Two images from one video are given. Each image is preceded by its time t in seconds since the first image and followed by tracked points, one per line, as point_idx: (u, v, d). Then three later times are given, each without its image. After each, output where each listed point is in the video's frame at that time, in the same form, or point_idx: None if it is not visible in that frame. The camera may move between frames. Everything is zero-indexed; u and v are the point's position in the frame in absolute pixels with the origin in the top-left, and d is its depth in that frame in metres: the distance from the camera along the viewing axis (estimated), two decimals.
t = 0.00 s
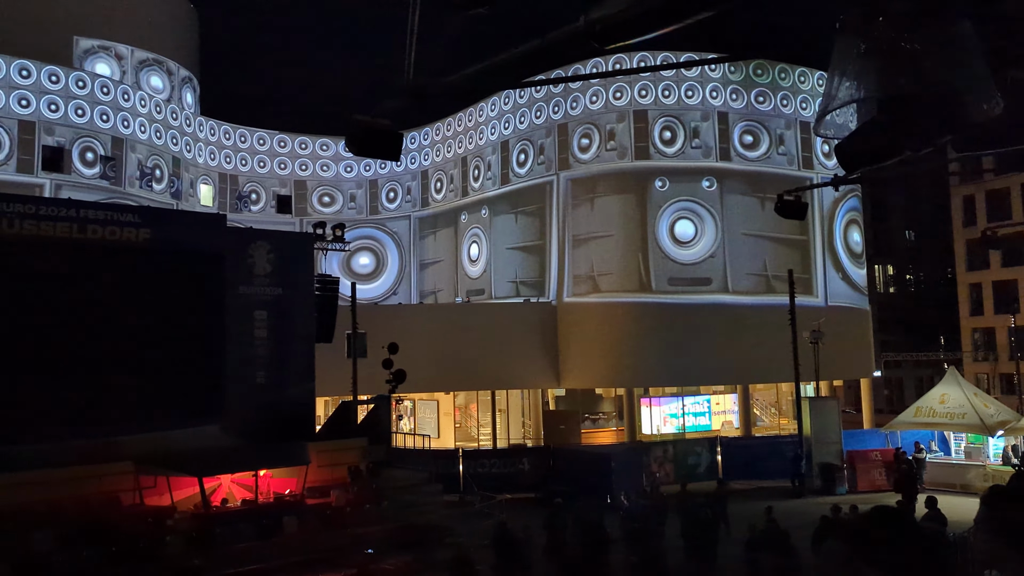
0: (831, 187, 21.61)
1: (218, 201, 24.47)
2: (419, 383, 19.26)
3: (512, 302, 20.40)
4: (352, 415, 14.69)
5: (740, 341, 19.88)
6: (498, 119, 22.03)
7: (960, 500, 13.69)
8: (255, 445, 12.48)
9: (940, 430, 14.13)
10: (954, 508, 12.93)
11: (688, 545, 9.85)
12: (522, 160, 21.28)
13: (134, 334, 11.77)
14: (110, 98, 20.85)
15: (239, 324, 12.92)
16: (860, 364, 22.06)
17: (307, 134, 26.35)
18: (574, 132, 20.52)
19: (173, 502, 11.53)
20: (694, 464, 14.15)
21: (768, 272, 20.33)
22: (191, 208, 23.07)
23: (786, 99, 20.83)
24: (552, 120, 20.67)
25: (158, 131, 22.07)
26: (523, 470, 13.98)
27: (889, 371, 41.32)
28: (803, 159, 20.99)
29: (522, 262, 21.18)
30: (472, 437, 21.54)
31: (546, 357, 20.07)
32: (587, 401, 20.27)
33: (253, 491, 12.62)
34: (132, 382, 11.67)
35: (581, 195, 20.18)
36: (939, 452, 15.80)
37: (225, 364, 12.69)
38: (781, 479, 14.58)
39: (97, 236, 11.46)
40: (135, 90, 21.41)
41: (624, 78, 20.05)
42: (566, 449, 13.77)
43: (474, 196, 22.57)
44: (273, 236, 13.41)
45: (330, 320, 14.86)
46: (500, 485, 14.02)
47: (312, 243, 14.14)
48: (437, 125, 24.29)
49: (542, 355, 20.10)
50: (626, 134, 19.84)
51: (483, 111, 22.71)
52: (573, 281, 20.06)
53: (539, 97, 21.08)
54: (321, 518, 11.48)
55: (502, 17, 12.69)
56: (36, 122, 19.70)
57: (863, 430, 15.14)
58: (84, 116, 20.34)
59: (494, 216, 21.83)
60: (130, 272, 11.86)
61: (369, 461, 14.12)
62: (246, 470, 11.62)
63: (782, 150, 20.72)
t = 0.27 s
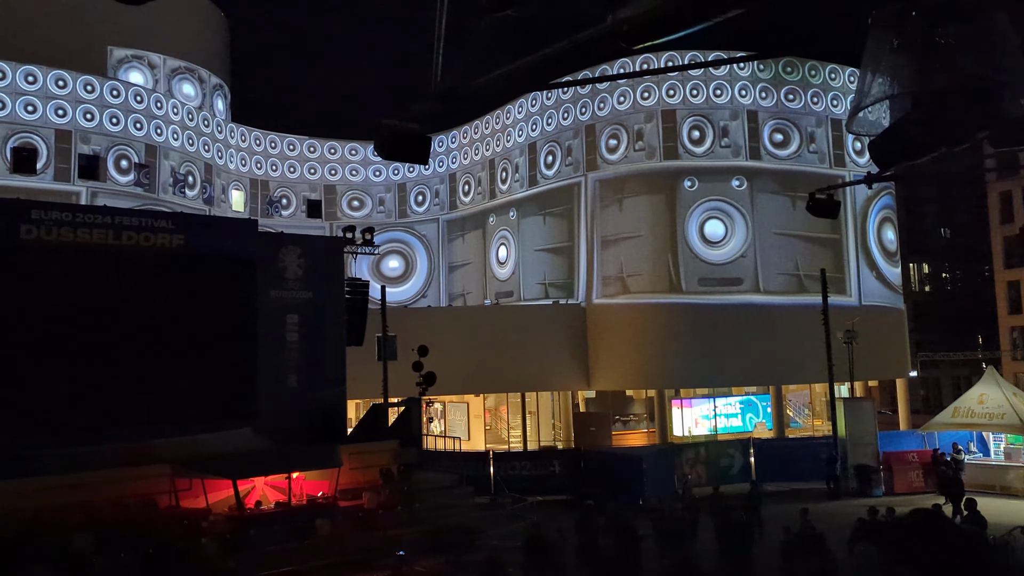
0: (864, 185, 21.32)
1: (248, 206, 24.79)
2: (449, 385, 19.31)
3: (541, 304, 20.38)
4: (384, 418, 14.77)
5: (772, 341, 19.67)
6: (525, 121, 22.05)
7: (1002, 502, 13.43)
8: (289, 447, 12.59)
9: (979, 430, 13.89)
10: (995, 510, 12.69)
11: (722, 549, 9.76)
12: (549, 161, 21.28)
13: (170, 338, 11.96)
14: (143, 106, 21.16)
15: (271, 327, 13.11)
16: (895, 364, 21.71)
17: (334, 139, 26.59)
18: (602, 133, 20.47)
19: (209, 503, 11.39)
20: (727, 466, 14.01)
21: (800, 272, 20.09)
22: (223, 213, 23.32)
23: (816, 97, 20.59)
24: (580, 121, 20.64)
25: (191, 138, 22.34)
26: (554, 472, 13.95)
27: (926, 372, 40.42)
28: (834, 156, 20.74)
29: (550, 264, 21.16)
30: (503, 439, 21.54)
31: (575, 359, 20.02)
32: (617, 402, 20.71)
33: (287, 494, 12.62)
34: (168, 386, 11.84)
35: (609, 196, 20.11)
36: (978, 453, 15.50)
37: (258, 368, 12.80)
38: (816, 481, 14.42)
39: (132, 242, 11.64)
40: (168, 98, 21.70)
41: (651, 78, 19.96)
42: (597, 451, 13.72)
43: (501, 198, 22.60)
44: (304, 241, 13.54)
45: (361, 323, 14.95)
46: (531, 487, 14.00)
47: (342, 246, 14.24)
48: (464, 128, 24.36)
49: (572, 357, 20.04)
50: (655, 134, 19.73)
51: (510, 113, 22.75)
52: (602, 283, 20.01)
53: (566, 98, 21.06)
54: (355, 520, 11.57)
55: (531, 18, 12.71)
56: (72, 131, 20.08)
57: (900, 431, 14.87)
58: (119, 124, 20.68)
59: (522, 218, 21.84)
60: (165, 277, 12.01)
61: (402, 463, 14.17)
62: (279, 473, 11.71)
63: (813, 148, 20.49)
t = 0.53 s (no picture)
0: (902, 182, 20.97)
1: (284, 211, 24.99)
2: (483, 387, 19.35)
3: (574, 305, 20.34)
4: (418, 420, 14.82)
5: (809, 341, 19.41)
6: (557, 122, 22.06)
7: None
8: (325, 450, 12.66)
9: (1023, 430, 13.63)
10: None
11: (762, 550, 9.66)
12: (581, 162, 21.24)
13: (209, 342, 12.06)
14: (180, 114, 21.50)
15: (307, 330, 13.17)
16: (936, 364, 21.28)
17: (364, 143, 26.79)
18: (634, 133, 20.38)
19: (247, 505, 11.81)
20: (764, 468, 13.85)
21: (837, 270, 19.82)
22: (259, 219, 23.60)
23: (852, 93, 20.30)
24: (612, 121, 20.58)
25: (226, 145, 22.63)
26: (589, 474, 13.90)
27: (967, 371, 39.57)
28: (871, 153, 20.41)
29: (583, 265, 21.11)
30: (537, 440, 21.49)
31: (609, 361, 19.93)
32: (653, 403, 20.26)
33: (323, 495, 12.84)
34: (209, 390, 11.94)
35: (642, 196, 20.01)
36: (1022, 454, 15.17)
37: (294, 372, 12.87)
38: (856, 483, 14.21)
39: (171, 247, 11.87)
40: (204, 105, 22.00)
41: (683, 77, 19.85)
42: (632, 453, 13.64)
43: (533, 199, 22.61)
44: (338, 245, 13.63)
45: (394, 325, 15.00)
46: (566, 489, 13.96)
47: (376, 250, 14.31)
48: (495, 130, 24.43)
49: (606, 359, 19.96)
50: (687, 133, 19.60)
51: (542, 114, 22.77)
52: (635, 283, 19.92)
53: (598, 99, 21.03)
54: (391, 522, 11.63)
55: (566, 19, 12.69)
56: (112, 139, 20.51)
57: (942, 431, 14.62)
58: (156, 132, 21.06)
59: (554, 219, 21.83)
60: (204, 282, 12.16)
61: (437, 465, 14.23)
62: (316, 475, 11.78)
63: (849, 145, 20.20)
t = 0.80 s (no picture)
0: (950, 178, 20.51)
1: (325, 216, 25.23)
2: (522, 388, 19.36)
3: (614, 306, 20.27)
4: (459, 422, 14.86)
5: (856, 341, 19.07)
6: (595, 123, 22.02)
7: None
8: (368, 452, 12.72)
9: None
10: None
11: (807, 554, 9.55)
12: (620, 163, 21.18)
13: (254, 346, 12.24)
14: (224, 122, 21.85)
15: (347, 333, 13.16)
16: (988, 363, 20.74)
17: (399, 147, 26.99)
18: (673, 132, 20.25)
19: (293, 506, 11.60)
20: (810, 469, 13.62)
21: (884, 268, 19.46)
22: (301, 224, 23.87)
23: (897, 87, 19.92)
24: (651, 121, 20.48)
25: (269, 151, 22.96)
26: (631, 476, 13.80)
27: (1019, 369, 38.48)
28: (918, 149, 19.98)
29: (622, 265, 21.02)
30: (578, 442, 21.40)
31: (650, 362, 19.82)
32: (695, 404, 19.90)
33: (367, 496, 12.91)
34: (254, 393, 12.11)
35: (682, 195, 19.87)
36: None
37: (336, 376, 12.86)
38: (906, 486, 13.93)
39: (215, 253, 12.05)
40: (247, 113, 22.37)
41: (722, 75, 19.69)
42: (675, 454, 13.53)
43: (572, 200, 22.58)
44: (377, 249, 13.69)
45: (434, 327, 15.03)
46: (609, 491, 13.88)
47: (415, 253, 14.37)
48: (533, 132, 24.47)
49: (647, 360, 19.85)
50: (727, 132, 19.42)
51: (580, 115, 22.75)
52: (676, 284, 19.81)
53: (637, 99, 20.95)
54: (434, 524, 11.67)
55: (607, 20, 12.64)
56: (157, 148, 20.91)
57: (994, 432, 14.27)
58: (201, 140, 21.43)
59: (593, 220, 21.78)
60: (248, 287, 12.32)
61: (478, 467, 14.24)
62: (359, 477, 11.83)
63: (894, 140, 19.81)
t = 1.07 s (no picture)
0: (1017, 170, 19.83)
1: (378, 218, 25.53)
2: (575, 388, 19.34)
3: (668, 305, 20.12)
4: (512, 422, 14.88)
5: (919, 340, 18.59)
6: (647, 120, 21.88)
7: None
8: (424, 452, 12.82)
9: None
10: None
11: (876, 559, 9.37)
12: (672, 161, 21.02)
13: (312, 347, 12.44)
14: (279, 128, 22.38)
15: (401, 334, 13.32)
16: None
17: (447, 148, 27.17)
18: (727, 129, 20.01)
19: (350, 506, 11.71)
20: (873, 471, 13.31)
21: (948, 264, 18.96)
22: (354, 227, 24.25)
23: (960, 78, 19.41)
24: (704, 118, 20.26)
25: (322, 156, 23.38)
26: (687, 477, 13.67)
27: None
28: (982, 141, 19.37)
29: (675, 264, 20.86)
30: (633, 443, 21.25)
31: (706, 362, 19.69)
32: (750, 406, 19.21)
33: (423, 497, 12.73)
34: (313, 394, 12.30)
35: (737, 192, 19.64)
36: None
37: (392, 377, 13.07)
38: (972, 488, 13.56)
39: (272, 257, 12.30)
40: (302, 119, 22.86)
41: (777, 69, 19.40)
42: (733, 455, 13.35)
43: (623, 199, 22.50)
44: (430, 251, 13.75)
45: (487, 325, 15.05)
46: (665, 492, 13.77)
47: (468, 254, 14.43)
48: (584, 132, 24.45)
49: (702, 360, 19.72)
50: (782, 127, 19.12)
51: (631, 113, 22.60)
52: (731, 283, 19.61)
53: (690, 96, 20.73)
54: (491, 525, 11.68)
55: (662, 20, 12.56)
56: (216, 155, 21.46)
57: None
58: (258, 146, 21.96)
59: (645, 219, 21.64)
60: (305, 290, 12.54)
61: (532, 467, 14.25)
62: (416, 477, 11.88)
63: (957, 132, 19.22)
